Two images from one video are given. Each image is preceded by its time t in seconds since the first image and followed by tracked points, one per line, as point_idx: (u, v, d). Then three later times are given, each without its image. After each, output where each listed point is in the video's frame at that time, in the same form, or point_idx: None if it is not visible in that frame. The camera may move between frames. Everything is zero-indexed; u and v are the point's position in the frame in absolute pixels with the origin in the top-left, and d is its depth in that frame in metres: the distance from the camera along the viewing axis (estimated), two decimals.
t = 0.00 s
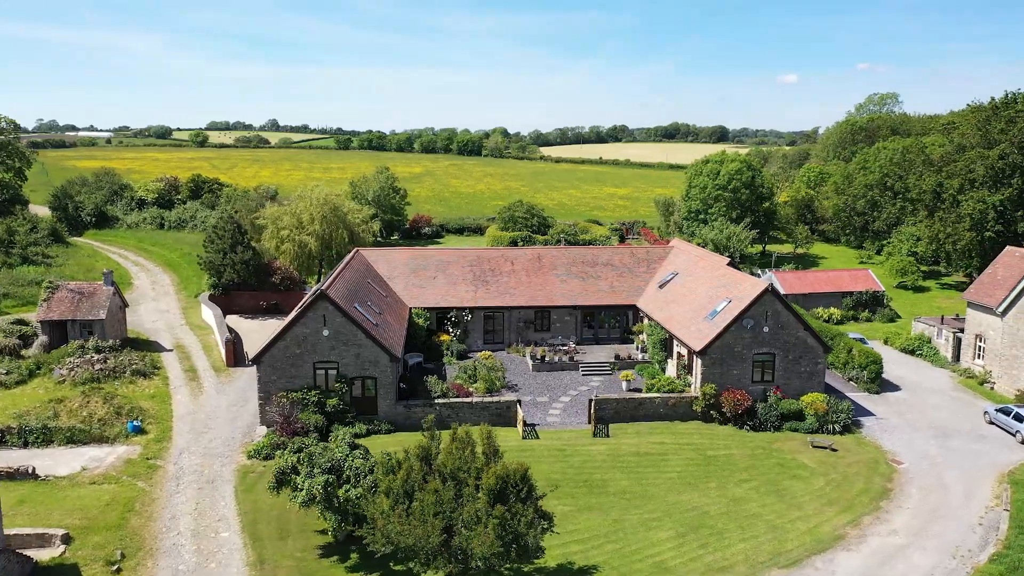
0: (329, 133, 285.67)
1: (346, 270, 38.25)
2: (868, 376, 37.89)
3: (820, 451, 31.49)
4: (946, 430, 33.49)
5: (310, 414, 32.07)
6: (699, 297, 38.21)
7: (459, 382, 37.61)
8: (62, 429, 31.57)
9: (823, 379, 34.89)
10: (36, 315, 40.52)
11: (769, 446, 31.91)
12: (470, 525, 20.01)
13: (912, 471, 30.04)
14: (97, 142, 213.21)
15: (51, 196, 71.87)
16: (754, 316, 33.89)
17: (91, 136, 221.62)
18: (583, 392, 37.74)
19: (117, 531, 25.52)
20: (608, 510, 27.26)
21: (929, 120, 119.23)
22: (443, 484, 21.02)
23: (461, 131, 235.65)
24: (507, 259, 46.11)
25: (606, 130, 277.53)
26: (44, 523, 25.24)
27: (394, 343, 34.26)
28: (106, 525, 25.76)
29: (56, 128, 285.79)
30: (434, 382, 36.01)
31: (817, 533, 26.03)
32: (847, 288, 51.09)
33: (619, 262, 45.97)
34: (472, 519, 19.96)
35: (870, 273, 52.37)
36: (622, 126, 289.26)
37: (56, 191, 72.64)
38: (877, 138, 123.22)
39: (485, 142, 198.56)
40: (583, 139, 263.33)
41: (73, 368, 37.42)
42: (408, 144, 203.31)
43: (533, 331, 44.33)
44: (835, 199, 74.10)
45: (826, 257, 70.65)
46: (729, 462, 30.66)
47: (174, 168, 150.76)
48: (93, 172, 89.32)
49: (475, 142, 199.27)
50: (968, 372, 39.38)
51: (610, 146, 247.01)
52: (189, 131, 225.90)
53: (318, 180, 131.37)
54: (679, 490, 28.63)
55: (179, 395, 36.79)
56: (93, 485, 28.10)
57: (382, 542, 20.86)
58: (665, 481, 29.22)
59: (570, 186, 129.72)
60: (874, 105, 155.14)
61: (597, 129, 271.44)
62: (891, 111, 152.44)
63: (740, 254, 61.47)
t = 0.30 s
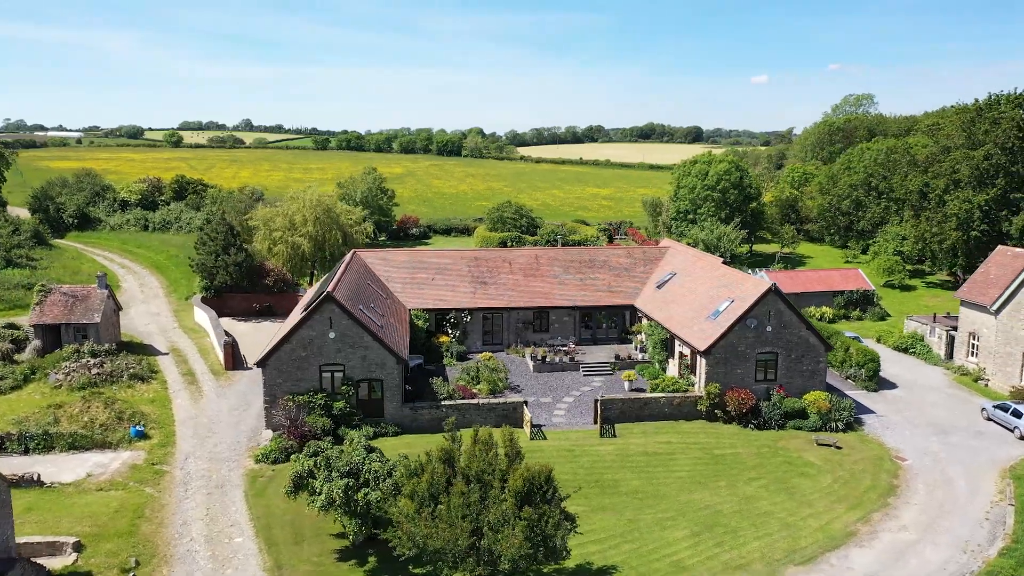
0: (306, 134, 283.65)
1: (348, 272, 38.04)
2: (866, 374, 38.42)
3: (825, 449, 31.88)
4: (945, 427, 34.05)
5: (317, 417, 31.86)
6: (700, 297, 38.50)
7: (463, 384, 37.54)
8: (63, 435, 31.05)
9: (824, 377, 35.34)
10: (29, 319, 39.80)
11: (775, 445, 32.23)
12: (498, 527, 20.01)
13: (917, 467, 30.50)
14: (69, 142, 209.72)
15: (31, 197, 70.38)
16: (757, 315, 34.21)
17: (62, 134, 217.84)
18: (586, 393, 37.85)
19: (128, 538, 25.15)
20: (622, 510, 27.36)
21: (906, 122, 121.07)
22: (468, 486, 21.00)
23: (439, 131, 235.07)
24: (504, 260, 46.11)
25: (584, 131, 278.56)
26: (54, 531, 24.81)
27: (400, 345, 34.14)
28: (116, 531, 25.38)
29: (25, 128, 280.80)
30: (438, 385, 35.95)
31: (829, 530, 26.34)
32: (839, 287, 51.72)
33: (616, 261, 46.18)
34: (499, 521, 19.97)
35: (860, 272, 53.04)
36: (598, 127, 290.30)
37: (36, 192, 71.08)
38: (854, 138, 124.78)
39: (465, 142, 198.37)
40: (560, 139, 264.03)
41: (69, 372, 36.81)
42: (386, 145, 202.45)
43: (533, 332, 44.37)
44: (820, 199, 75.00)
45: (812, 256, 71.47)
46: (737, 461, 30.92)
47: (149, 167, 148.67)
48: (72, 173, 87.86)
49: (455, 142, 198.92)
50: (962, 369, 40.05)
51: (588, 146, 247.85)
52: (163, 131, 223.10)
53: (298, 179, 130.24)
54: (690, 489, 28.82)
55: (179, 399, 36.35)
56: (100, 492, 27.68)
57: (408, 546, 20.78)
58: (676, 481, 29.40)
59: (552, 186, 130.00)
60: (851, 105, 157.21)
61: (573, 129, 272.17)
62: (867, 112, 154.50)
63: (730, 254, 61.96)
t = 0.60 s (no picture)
0: (279, 134, 280.99)
1: (349, 274, 37.81)
2: (864, 372, 39.02)
3: (829, 446, 32.30)
4: (944, 423, 34.68)
5: (324, 421, 31.64)
6: (700, 298, 38.82)
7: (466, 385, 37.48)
8: (66, 441, 30.52)
9: (825, 375, 35.85)
10: (20, 323, 39.05)
11: (780, 443, 32.59)
12: (527, 528, 20.04)
13: (921, 463, 31.02)
14: (37, 142, 205.76)
15: (9, 199, 68.95)
16: (760, 314, 34.56)
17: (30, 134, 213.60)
18: (588, 393, 37.97)
19: (141, 545, 24.77)
20: (636, 510, 27.49)
21: (880, 123, 122.97)
22: (495, 489, 21.02)
23: (414, 132, 234.22)
24: (501, 261, 46.11)
25: (559, 131, 279.20)
26: (65, 540, 24.35)
27: (405, 347, 34.01)
28: (129, 539, 24.98)
29: None
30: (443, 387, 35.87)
31: (841, 526, 26.68)
32: (829, 286, 52.41)
33: (613, 262, 46.41)
34: (529, 523, 20.00)
35: (849, 271, 53.76)
36: (572, 127, 291.27)
37: (14, 194, 69.45)
38: (830, 139, 126.20)
39: (442, 143, 197.90)
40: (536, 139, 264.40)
41: (65, 378, 36.17)
42: (363, 145, 201.36)
43: (531, 333, 44.40)
44: (804, 199, 75.95)
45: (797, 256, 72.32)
46: (745, 459, 31.22)
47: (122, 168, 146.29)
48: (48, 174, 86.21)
49: (432, 143, 198.36)
50: (955, 366, 40.80)
51: (563, 147, 248.39)
52: (134, 131, 219.76)
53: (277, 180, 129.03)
54: (701, 488, 29.04)
55: (179, 404, 35.89)
56: (108, 499, 27.25)
57: (435, 549, 20.72)
58: (687, 480, 29.62)
59: (531, 186, 130.01)
60: (825, 106, 159.31)
61: (548, 129, 272.57)
62: (840, 113, 156.75)
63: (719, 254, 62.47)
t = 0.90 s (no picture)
0: (255, 134, 278.46)
1: (350, 276, 37.60)
2: (861, 370, 39.54)
3: (833, 444, 32.69)
4: (943, 420, 35.25)
5: (332, 424, 31.42)
6: (701, 298, 39.11)
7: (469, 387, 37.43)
8: (69, 447, 30.02)
9: (825, 373, 36.30)
10: (14, 327, 38.34)
11: (785, 441, 32.93)
12: (555, 530, 20.04)
13: (924, 460, 31.50)
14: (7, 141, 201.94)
15: None
16: (763, 314, 34.89)
17: None
18: (591, 393, 38.07)
19: (156, 551, 24.44)
20: (649, 510, 27.63)
21: (858, 124, 124.61)
22: (520, 490, 21.00)
23: (392, 131, 233.14)
24: (499, 262, 46.13)
25: (537, 131, 279.59)
26: (77, 548, 23.95)
27: (411, 349, 33.90)
28: (142, 545, 24.62)
29: None
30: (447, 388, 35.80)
31: (852, 523, 27.01)
32: (820, 285, 53.04)
33: (610, 262, 46.63)
34: (556, 524, 20.00)
35: (840, 271, 54.45)
36: (549, 127, 291.99)
37: None
38: (808, 139, 127.33)
39: (421, 143, 197.34)
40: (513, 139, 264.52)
41: (62, 382, 35.56)
42: (341, 146, 200.27)
43: (530, 333, 44.43)
44: (789, 199, 76.82)
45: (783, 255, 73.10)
46: (752, 458, 31.50)
47: (98, 168, 144.07)
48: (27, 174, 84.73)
49: (411, 143, 197.75)
50: (949, 363, 41.49)
51: (541, 146, 248.71)
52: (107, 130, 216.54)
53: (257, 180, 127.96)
54: (712, 487, 29.26)
55: (179, 408, 35.45)
56: (117, 505, 26.85)
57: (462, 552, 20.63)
58: (697, 479, 29.81)
59: (513, 186, 129.91)
60: (802, 107, 161.14)
61: (525, 129, 273.00)
62: (817, 113, 158.67)
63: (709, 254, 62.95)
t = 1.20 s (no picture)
0: (227, 134, 275.49)
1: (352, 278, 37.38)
2: (858, 368, 40.13)
3: (837, 442, 33.12)
4: (940, 416, 35.90)
5: (340, 427, 31.21)
6: (701, 297, 39.43)
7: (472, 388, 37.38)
8: (72, 454, 29.48)
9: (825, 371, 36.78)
10: (5, 332, 37.53)
11: (790, 439, 33.31)
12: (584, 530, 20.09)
13: (926, 456, 32.03)
14: None
15: None
16: (766, 313, 35.27)
17: None
18: (594, 393, 38.21)
19: (171, 558, 24.09)
20: (663, 509, 27.80)
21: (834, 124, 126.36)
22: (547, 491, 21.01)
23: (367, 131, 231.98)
24: (497, 262, 46.14)
25: (512, 131, 279.64)
26: (91, 555, 23.54)
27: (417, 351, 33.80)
28: (157, 552, 24.24)
29: None
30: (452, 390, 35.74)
31: (863, 519, 27.40)
32: (810, 284, 53.77)
33: (607, 262, 46.87)
34: (585, 525, 20.05)
35: (828, 270, 55.23)
36: (524, 127, 292.41)
37: None
38: (785, 139, 128.78)
39: (398, 143, 196.63)
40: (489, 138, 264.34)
41: (59, 387, 34.91)
42: (317, 146, 198.86)
43: (528, 334, 44.48)
44: (773, 199, 77.74)
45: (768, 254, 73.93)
46: (758, 456, 31.81)
47: (70, 168, 141.62)
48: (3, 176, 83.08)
49: (387, 143, 196.92)
50: (941, 361, 42.27)
51: (517, 146, 248.81)
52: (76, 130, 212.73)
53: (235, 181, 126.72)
54: (722, 485, 29.51)
55: (180, 412, 34.99)
56: (127, 512, 26.42)
57: (489, 554, 20.58)
58: (707, 478, 30.02)
59: (494, 187, 129.92)
60: (777, 108, 163.01)
61: (501, 130, 273.10)
62: (792, 114, 160.68)
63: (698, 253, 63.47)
